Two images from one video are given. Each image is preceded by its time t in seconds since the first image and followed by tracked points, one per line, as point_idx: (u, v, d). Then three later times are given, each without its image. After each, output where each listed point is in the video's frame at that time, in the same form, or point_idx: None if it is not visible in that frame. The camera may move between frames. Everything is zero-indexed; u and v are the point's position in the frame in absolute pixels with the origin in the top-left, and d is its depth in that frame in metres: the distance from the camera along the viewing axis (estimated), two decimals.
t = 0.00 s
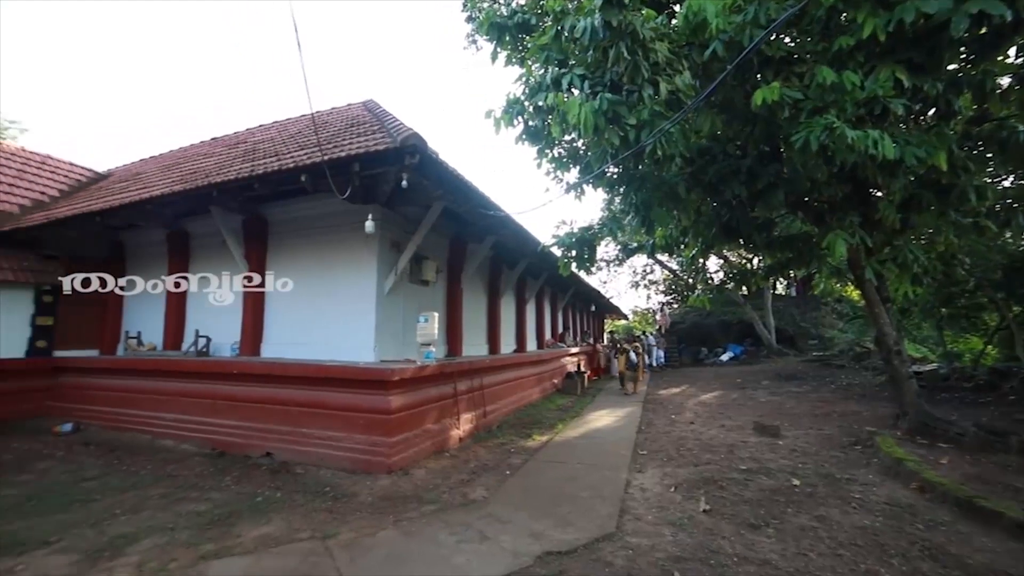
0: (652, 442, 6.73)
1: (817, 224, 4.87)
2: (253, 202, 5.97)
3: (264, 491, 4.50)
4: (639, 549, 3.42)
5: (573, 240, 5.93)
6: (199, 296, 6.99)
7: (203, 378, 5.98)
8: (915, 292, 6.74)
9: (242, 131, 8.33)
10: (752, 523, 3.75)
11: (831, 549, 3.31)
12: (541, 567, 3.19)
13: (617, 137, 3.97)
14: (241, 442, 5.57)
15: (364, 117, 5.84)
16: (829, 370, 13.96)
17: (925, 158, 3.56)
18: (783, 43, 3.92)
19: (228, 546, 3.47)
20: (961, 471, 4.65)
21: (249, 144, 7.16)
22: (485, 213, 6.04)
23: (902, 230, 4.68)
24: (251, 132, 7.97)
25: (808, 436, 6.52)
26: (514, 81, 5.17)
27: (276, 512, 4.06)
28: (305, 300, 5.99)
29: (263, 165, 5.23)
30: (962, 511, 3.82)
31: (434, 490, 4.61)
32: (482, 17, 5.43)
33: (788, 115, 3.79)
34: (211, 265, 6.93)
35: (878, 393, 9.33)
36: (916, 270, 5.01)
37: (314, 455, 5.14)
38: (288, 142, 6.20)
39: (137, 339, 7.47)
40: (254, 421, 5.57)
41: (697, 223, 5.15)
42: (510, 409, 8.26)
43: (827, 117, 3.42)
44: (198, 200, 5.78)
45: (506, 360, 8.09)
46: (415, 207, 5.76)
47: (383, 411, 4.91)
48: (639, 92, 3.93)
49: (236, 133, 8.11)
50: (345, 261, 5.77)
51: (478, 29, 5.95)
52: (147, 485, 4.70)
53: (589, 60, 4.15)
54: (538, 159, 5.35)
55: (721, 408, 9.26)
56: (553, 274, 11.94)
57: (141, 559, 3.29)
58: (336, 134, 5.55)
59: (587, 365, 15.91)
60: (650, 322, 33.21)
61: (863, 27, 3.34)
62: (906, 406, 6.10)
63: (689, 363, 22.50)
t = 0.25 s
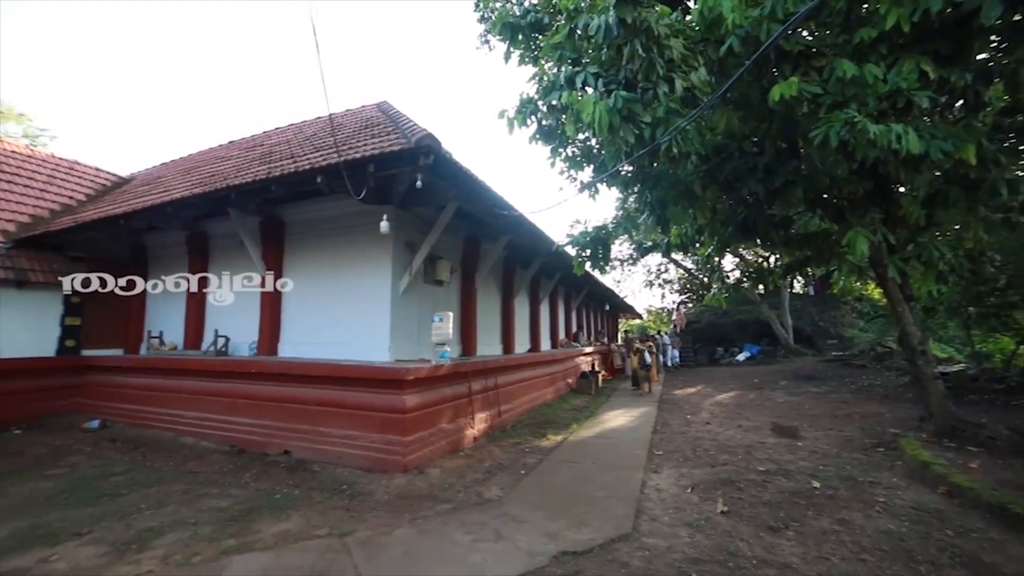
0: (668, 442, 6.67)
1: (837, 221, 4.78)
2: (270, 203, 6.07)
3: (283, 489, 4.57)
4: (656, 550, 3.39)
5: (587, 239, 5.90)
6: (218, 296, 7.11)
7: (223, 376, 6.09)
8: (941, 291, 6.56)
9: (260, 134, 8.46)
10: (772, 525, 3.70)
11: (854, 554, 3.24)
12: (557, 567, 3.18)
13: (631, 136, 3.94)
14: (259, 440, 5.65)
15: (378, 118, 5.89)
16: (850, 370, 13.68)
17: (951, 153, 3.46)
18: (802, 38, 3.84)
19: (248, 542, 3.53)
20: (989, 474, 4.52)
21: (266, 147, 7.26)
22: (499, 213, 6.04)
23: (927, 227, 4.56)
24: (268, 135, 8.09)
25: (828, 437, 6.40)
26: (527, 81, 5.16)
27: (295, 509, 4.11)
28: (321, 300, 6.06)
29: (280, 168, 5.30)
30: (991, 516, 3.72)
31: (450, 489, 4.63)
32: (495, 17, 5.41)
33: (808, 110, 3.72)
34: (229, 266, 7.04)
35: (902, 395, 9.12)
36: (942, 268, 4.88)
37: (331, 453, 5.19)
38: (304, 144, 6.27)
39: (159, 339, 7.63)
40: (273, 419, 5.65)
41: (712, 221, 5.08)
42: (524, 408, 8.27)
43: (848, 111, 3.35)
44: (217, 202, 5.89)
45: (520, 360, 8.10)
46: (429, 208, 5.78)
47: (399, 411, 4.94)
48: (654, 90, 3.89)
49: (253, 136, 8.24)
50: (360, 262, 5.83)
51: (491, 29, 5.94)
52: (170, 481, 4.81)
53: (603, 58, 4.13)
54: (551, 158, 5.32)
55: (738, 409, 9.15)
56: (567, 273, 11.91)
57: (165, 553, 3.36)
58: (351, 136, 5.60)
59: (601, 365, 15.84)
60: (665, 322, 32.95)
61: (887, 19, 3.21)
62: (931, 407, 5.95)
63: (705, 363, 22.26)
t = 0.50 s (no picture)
0: (685, 443, 6.59)
1: (861, 218, 4.66)
2: (289, 204, 6.16)
3: (302, 485, 4.64)
4: (674, 551, 3.36)
5: (604, 238, 5.85)
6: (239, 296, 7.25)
7: (244, 374, 6.21)
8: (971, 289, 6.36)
9: (279, 136, 8.59)
10: (794, 529, 3.64)
11: (881, 560, 3.16)
12: (575, 566, 3.17)
13: (649, 133, 3.90)
14: (279, 437, 5.75)
15: (394, 119, 5.93)
16: (874, 371, 13.36)
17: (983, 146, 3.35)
18: (825, 30, 3.75)
19: (270, 536, 3.60)
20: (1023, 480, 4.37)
21: (285, 148, 7.38)
22: (515, 213, 6.03)
23: (957, 223, 4.42)
24: (287, 137, 8.21)
25: (852, 440, 6.26)
26: (543, 79, 5.14)
27: (314, 505, 4.17)
28: (339, 300, 6.13)
29: (299, 169, 5.38)
30: None
31: (467, 488, 4.65)
32: (510, 16, 5.40)
33: (831, 104, 3.64)
34: (250, 266, 7.17)
35: (929, 396, 8.87)
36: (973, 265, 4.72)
37: (349, 451, 5.25)
38: (322, 146, 6.35)
39: (183, 338, 7.81)
40: (292, 417, 5.74)
41: (731, 219, 5.00)
42: (540, 407, 8.26)
43: (873, 104, 3.26)
44: (238, 204, 6.00)
45: (537, 359, 8.09)
46: (445, 207, 5.80)
47: (416, 409, 4.98)
48: (672, 86, 3.85)
49: (272, 138, 8.37)
50: (377, 261, 5.88)
51: (506, 28, 5.92)
52: (194, 476, 4.92)
53: (619, 55, 4.09)
54: (567, 157, 5.28)
55: (758, 409, 9.01)
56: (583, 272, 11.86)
57: (191, 546, 3.45)
58: (368, 136, 5.66)
59: (617, 364, 15.71)
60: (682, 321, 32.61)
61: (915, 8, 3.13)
62: (961, 410, 5.77)
63: (723, 362, 21.96)
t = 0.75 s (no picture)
0: (704, 444, 6.51)
1: (886, 215, 4.55)
2: (307, 206, 6.24)
3: (322, 483, 4.70)
4: (694, 554, 3.31)
5: (621, 237, 5.80)
6: (259, 297, 7.38)
7: (265, 374, 6.31)
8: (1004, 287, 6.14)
9: (297, 139, 8.71)
10: (817, 533, 3.56)
11: (909, 567, 3.08)
12: (593, 567, 3.15)
13: (666, 131, 3.85)
14: (299, 435, 5.84)
15: (410, 120, 5.97)
16: (899, 372, 13.02)
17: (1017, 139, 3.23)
18: (848, 22, 3.66)
19: (291, 533, 3.65)
20: None
21: (303, 151, 7.48)
22: (531, 212, 6.02)
23: (989, 219, 4.27)
24: (305, 140, 8.32)
25: (877, 442, 6.11)
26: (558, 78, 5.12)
27: (333, 503, 4.23)
28: (357, 300, 6.19)
29: (317, 171, 5.45)
30: None
31: (484, 487, 4.65)
32: (524, 15, 5.38)
33: (855, 98, 3.55)
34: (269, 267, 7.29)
35: (958, 398, 8.60)
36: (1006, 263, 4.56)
37: (367, 450, 5.31)
38: (339, 148, 6.42)
39: (205, 338, 7.98)
40: (312, 416, 5.82)
41: (751, 217, 4.92)
42: (557, 407, 8.24)
43: (900, 97, 3.17)
44: (258, 206, 6.10)
45: (553, 359, 8.07)
46: (461, 208, 5.82)
47: (433, 409, 5.01)
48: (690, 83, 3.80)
49: (290, 141, 8.49)
50: (394, 262, 5.93)
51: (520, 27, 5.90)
52: (216, 473, 5.02)
53: (636, 52, 4.05)
54: (582, 156, 5.25)
55: (778, 410, 8.85)
56: (599, 271, 11.79)
57: (215, 541, 3.52)
58: (384, 138, 5.70)
59: (633, 364, 15.59)
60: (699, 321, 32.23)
61: None
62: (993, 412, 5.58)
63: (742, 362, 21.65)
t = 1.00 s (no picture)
0: (722, 445, 6.43)
1: (911, 211, 4.42)
2: (324, 207, 6.32)
3: (339, 481, 4.76)
4: (712, 556, 3.27)
5: (636, 235, 5.71)
6: (276, 297, 7.49)
7: (283, 372, 6.41)
8: None
9: (313, 141, 8.81)
10: (840, 537, 3.49)
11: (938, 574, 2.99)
12: (610, 568, 3.14)
13: (683, 128, 3.80)
14: (317, 433, 5.91)
15: (425, 121, 6.00)
16: (925, 373, 12.68)
17: None
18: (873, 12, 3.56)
19: (310, 530, 3.70)
20: None
21: (319, 152, 7.57)
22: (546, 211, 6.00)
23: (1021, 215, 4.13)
24: (321, 141, 8.42)
25: (902, 445, 5.96)
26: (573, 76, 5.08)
27: (351, 501, 4.27)
28: (373, 300, 6.25)
29: (333, 172, 5.50)
30: None
31: (500, 487, 4.66)
32: (539, 13, 5.36)
33: (879, 91, 3.46)
34: (287, 268, 7.40)
35: (987, 400, 8.35)
36: None
37: (383, 448, 5.35)
38: (355, 149, 6.48)
39: (225, 338, 8.12)
40: (329, 414, 5.89)
41: (769, 214, 4.84)
42: (572, 407, 8.22)
43: (928, 89, 3.09)
44: (276, 207, 6.19)
45: (568, 358, 8.04)
46: (476, 207, 5.83)
47: (449, 408, 5.03)
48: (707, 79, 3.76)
49: (307, 143, 8.60)
50: (409, 262, 5.97)
51: (534, 26, 5.87)
52: (237, 469, 5.11)
53: (652, 48, 4.00)
54: (597, 155, 5.22)
55: (798, 411, 8.69)
56: (614, 270, 11.72)
57: (237, 536, 3.59)
58: (399, 139, 5.74)
59: (649, 364, 15.45)
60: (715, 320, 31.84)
61: None
62: None
63: (760, 362, 21.32)
